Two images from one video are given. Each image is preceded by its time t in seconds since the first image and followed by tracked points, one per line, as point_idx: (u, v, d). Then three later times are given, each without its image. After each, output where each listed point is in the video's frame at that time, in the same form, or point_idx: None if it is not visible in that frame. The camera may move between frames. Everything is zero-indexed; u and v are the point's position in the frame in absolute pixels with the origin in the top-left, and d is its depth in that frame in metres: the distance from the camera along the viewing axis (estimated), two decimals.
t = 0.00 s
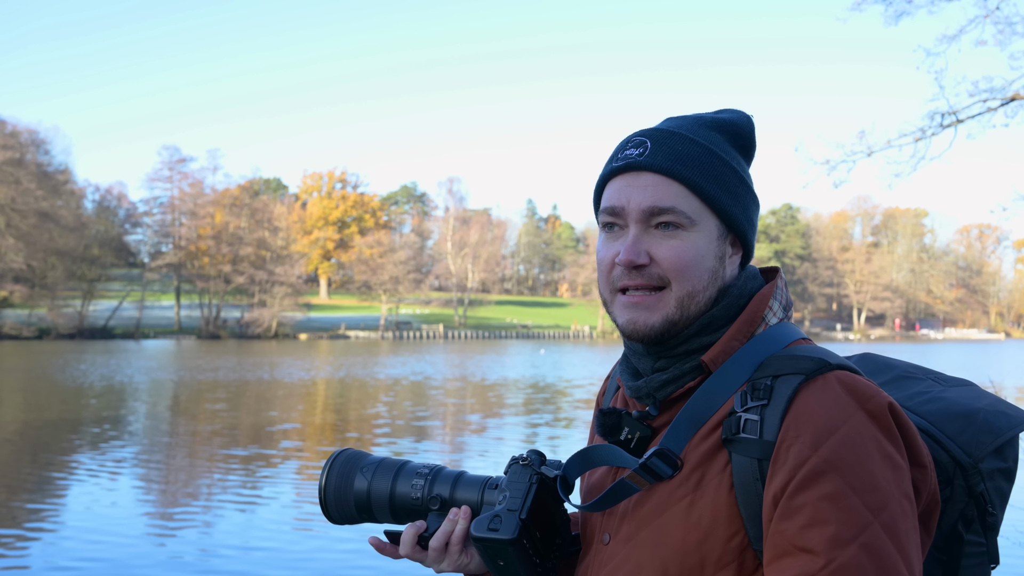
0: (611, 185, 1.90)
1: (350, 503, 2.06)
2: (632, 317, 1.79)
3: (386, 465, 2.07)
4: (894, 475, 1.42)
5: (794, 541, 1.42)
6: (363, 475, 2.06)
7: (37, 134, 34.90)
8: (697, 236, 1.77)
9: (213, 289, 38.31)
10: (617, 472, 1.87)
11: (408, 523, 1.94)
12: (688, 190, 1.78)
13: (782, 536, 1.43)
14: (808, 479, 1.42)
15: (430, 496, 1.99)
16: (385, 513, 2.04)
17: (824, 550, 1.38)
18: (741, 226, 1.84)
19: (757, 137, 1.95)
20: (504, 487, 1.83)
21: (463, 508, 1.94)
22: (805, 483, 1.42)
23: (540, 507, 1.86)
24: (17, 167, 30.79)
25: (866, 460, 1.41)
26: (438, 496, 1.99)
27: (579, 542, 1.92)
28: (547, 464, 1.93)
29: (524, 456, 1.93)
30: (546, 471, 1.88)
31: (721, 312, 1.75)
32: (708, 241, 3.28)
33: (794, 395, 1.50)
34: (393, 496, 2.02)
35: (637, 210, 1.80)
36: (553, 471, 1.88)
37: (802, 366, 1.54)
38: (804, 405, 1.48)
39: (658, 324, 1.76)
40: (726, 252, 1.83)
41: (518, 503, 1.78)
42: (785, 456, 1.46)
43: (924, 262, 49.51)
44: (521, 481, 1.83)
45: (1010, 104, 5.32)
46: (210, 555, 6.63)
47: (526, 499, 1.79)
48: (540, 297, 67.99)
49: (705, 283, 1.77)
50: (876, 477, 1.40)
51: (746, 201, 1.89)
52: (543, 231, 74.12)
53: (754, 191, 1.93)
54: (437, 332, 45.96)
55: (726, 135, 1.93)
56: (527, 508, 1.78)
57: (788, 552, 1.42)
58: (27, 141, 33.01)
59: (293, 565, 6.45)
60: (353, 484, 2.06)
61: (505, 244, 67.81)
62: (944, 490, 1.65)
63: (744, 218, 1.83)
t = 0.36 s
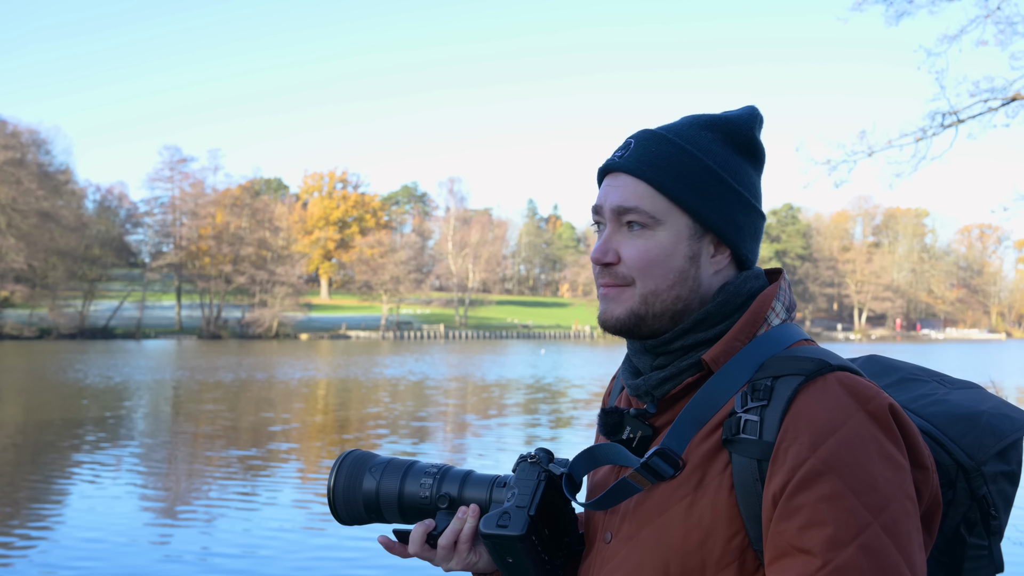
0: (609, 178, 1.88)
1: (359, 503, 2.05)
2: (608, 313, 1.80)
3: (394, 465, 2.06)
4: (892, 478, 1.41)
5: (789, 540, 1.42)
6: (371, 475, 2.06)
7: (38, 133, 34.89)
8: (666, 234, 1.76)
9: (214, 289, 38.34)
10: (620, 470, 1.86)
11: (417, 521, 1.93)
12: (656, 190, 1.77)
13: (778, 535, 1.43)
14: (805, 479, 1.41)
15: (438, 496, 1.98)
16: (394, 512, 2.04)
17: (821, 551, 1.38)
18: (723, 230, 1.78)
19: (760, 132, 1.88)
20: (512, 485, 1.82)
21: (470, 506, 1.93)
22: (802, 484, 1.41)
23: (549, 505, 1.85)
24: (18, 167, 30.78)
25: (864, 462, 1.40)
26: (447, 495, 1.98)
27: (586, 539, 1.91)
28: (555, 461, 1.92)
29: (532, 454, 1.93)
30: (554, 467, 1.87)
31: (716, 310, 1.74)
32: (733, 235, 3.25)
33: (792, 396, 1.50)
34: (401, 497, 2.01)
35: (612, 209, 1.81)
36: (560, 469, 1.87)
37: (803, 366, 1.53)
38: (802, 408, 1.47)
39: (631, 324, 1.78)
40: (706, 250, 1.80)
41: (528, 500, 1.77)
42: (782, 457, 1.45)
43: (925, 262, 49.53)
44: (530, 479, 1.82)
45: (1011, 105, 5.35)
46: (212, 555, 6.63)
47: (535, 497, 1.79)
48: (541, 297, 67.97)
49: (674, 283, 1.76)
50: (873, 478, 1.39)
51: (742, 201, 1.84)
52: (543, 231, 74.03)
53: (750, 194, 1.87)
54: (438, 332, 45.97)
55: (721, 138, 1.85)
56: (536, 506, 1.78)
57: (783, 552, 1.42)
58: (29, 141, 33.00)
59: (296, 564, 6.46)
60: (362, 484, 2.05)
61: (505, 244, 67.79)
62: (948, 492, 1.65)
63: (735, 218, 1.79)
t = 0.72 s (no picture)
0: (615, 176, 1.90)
1: (371, 500, 2.05)
2: (603, 313, 1.83)
3: (405, 463, 2.06)
4: (896, 480, 1.40)
5: (788, 541, 1.42)
6: (382, 472, 2.06)
7: (39, 133, 34.89)
8: (654, 232, 1.78)
9: (215, 289, 38.33)
10: (625, 469, 1.86)
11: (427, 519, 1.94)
12: (646, 189, 1.79)
13: (777, 534, 1.43)
14: (805, 479, 1.41)
15: (448, 494, 1.98)
16: (405, 510, 2.03)
17: (820, 552, 1.38)
18: (713, 231, 1.77)
19: (763, 135, 1.86)
20: (522, 482, 1.83)
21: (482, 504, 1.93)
22: (804, 482, 1.41)
23: (558, 502, 1.85)
24: (19, 167, 30.80)
25: (865, 463, 1.40)
26: (456, 493, 1.98)
27: (593, 535, 1.91)
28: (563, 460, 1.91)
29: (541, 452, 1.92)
30: (561, 467, 1.86)
31: (716, 309, 1.74)
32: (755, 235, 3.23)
33: (795, 395, 1.50)
34: (411, 493, 2.01)
35: (608, 208, 1.84)
36: (565, 468, 1.87)
37: (805, 366, 1.53)
38: (804, 407, 1.47)
39: (621, 319, 1.79)
40: (696, 249, 1.80)
41: (536, 498, 1.77)
42: (782, 456, 1.45)
43: (925, 261, 49.51)
44: (540, 476, 1.83)
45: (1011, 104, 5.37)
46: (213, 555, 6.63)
47: (544, 494, 1.79)
48: (541, 297, 67.97)
49: (664, 281, 1.77)
50: (874, 478, 1.39)
51: (747, 204, 1.83)
52: (544, 232, 74.06)
53: (749, 195, 1.84)
54: (439, 332, 45.97)
55: (721, 138, 1.83)
56: (544, 502, 1.78)
57: (783, 550, 1.42)
58: (30, 141, 33.00)
59: (297, 564, 6.46)
60: (373, 480, 2.05)
61: (506, 244, 67.79)
62: (954, 494, 1.64)
63: (734, 221, 1.79)
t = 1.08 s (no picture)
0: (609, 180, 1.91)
1: (377, 504, 2.04)
2: (598, 307, 1.89)
3: (411, 466, 2.05)
4: (898, 482, 1.39)
5: (789, 541, 1.41)
6: (388, 476, 2.05)
7: (40, 133, 34.97)
8: (627, 233, 1.83)
9: (215, 289, 38.34)
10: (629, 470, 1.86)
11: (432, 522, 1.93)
12: (622, 192, 1.85)
13: (777, 535, 1.43)
14: (806, 480, 1.41)
15: (453, 496, 1.98)
16: (411, 514, 2.02)
17: (820, 554, 1.37)
18: (688, 235, 1.76)
19: (758, 138, 1.79)
20: (527, 484, 1.82)
21: (487, 506, 1.92)
22: (805, 485, 1.40)
23: (563, 505, 1.83)
24: (19, 167, 30.85)
25: (866, 467, 1.39)
26: (462, 495, 1.98)
27: (597, 536, 1.91)
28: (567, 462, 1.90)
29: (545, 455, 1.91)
30: (566, 468, 1.85)
31: (713, 308, 1.74)
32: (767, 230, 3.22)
33: (794, 397, 1.49)
34: (417, 496, 2.01)
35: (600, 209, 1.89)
36: (568, 469, 1.85)
37: (807, 369, 1.53)
38: (804, 410, 1.47)
39: (608, 316, 1.85)
40: (670, 249, 1.80)
41: (541, 500, 1.76)
42: (783, 458, 1.45)
43: (926, 261, 49.49)
44: (544, 478, 1.82)
45: (1012, 104, 5.44)
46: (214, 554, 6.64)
47: (549, 496, 1.78)
48: (542, 297, 67.98)
49: (634, 281, 1.81)
50: (876, 481, 1.38)
51: (741, 212, 1.77)
52: (545, 232, 74.12)
53: (743, 201, 1.78)
54: (440, 332, 45.97)
55: (701, 141, 1.79)
56: (550, 505, 1.77)
57: (784, 552, 1.41)
58: (31, 142, 33.07)
59: (297, 563, 6.46)
60: (379, 485, 2.04)
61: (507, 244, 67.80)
62: (958, 496, 1.64)
63: (728, 222, 1.75)
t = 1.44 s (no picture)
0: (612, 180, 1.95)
1: (375, 486, 2.06)
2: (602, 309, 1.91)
3: (410, 450, 2.06)
4: (890, 482, 1.39)
5: (784, 541, 1.40)
6: (386, 460, 2.06)
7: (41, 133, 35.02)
8: (615, 238, 1.85)
9: (216, 289, 38.37)
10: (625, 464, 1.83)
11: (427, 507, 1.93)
12: (611, 198, 1.88)
13: (771, 533, 1.42)
14: (797, 481, 1.41)
15: (450, 483, 1.98)
16: (409, 497, 2.03)
17: (817, 552, 1.37)
18: (672, 233, 1.76)
19: (748, 133, 1.79)
20: (520, 475, 1.73)
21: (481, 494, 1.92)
22: (798, 484, 1.40)
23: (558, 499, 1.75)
24: (20, 167, 30.90)
25: (861, 464, 1.39)
26: (458, 482, 1.97)
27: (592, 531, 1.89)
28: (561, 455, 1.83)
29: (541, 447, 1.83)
30: (561, 460, 1.76)
31: (707, 303, 1.74)
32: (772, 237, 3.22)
33: (790, 396, 1.49)
34: (414, 481, 2.01)
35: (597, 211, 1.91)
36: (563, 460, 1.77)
37: (803, 367, 1.52)
38: (799, 409, 1.46)
39: (610, 317, 1.87)
40: (658, 248, 1.80)
41: (533, 490, 1.68)
42: (777, 456, 1.44)
43: (927, 261, 49.52)
44: (539, 468, 1.73)
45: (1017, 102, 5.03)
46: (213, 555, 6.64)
47: (542, 486, 1.68)
48: (543, 297, 67.98)
49: (629, 280, 1.82)
50: (871, 480, 1.38)
51: (731, 208, 1.77)
52: (546, 232, 74.14)
53: (741, 196, 1.79)
54: (440, 332, 45.98)
55: (682, 139, 1.79)
56: (543, 494, 1.68)
57: (778, 549, 1.41)
58: (31, 142, 33.11)
59: (295, 563, 6.47)
60: (377, 468, 2.05)
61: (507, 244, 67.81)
62: (958, 496, 1.63)
63: (721, 219, 1.75)
